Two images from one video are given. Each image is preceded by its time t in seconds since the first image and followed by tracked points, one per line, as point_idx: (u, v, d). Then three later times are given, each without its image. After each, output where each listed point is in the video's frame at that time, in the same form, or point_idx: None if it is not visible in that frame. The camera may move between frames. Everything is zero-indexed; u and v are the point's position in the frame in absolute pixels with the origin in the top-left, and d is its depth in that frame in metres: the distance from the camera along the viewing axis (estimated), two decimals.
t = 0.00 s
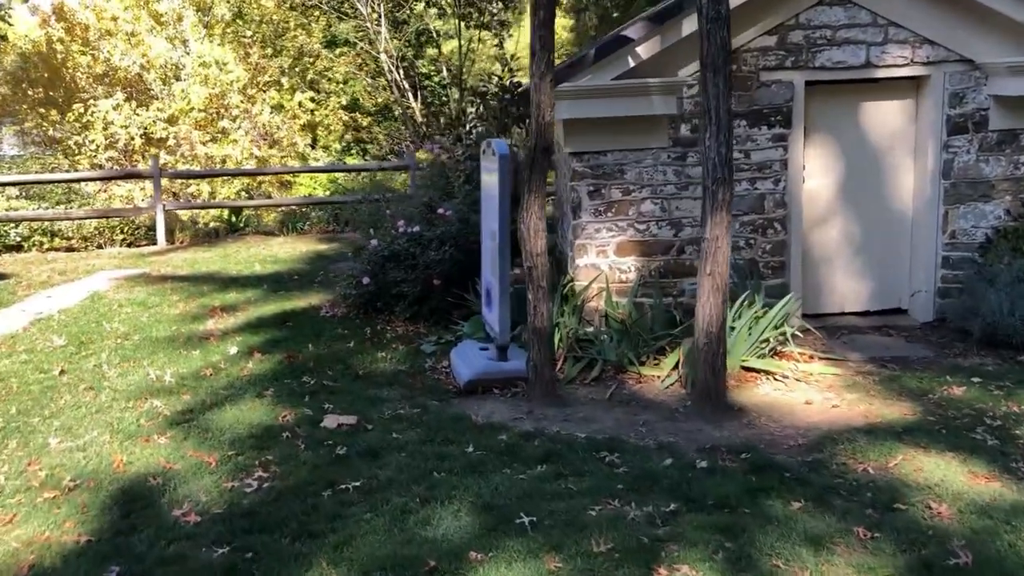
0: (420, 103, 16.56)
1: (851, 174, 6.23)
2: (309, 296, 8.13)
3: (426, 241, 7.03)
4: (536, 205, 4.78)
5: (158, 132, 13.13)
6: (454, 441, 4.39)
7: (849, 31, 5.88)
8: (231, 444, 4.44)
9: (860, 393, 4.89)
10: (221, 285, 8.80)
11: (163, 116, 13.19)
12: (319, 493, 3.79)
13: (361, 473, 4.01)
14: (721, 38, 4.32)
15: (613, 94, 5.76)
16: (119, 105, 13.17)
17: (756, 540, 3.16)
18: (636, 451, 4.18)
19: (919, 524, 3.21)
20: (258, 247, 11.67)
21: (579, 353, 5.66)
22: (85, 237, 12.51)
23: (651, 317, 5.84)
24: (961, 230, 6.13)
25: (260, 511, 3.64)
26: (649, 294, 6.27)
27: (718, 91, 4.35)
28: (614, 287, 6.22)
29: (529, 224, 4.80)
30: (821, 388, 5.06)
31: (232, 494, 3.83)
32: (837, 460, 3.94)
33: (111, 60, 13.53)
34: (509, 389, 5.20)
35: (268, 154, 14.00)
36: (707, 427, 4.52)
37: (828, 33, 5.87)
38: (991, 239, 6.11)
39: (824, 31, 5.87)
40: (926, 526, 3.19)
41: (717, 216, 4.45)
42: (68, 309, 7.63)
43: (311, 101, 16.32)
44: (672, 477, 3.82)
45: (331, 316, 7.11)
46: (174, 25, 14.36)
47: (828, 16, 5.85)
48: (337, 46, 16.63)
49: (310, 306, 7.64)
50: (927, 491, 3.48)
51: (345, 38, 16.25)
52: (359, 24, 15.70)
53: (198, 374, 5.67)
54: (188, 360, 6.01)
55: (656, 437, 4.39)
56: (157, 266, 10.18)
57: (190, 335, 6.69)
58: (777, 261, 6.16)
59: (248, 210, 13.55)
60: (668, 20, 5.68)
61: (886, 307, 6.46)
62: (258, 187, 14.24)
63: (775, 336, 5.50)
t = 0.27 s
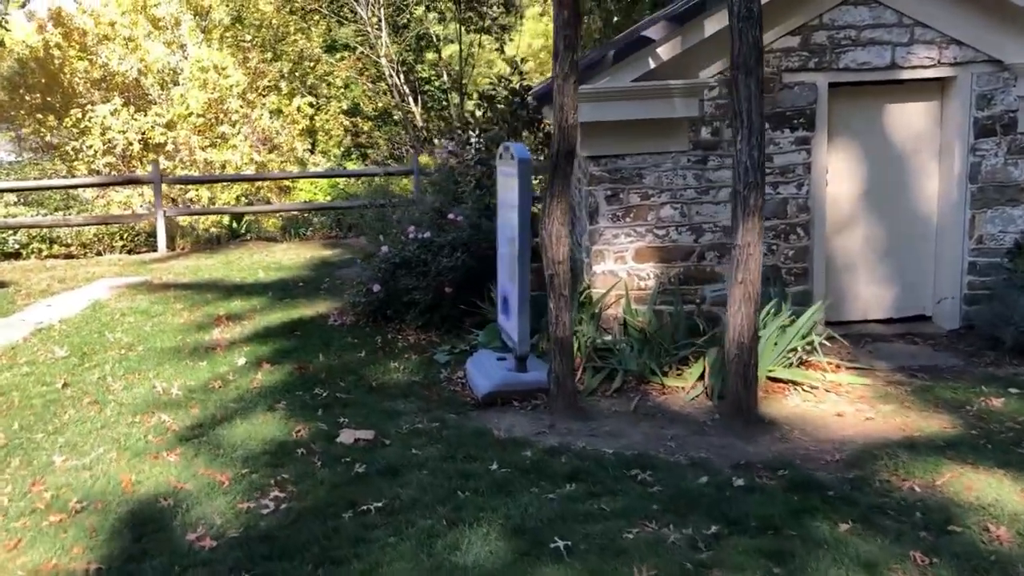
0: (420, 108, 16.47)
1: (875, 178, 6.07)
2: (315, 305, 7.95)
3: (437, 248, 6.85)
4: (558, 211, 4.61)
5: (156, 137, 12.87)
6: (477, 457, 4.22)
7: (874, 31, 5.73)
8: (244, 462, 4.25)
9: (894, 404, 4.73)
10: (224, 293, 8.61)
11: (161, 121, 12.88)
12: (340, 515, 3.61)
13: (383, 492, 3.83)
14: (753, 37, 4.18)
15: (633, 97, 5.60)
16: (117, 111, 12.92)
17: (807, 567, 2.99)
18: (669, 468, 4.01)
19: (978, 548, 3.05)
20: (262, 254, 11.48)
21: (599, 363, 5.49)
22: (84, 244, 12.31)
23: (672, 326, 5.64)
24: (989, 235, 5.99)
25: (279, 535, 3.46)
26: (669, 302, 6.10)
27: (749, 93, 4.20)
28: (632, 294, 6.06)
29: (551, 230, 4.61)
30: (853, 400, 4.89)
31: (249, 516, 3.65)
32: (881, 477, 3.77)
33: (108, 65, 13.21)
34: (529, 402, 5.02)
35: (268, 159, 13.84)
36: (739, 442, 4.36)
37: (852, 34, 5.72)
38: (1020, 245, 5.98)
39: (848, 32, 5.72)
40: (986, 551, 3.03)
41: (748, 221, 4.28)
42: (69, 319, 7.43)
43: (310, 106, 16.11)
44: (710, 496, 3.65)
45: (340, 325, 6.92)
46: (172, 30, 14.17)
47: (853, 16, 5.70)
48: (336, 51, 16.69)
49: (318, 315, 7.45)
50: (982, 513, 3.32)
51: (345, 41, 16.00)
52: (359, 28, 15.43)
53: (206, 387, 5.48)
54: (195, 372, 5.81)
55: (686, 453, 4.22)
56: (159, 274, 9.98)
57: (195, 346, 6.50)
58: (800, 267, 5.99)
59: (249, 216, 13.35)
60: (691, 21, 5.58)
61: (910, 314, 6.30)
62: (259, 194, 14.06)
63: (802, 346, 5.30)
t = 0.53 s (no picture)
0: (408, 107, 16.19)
1: (891, 181, 5.91)
2: (310, 311, 7.72)
3: (438, 253, 6.64)
4: (573, 218, 4.40)
5: (140, 137, 12.44)
6: (490, 476, 4.01)
7: (891, 31, 5.56)
8: (244, 483, 4.03)
9: (921, 417, 4.56)
10: (215, 298, 8.36)
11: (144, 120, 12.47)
12: (350, 542, 3.39)
13: (394, 516, 3.61)
14: (779, 35, 3.98)
15: (645, 98, 5.41)
16: (100, 110, 12.63)
17: None
18: (693, 488, 3.82)
19: None
20: (251, 257, 11.22)
21: (611, 373, 5.30)
22: (68, 246, 12.01)
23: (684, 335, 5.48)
24: (1008, 240, 5.84)
25: (285, 565, 3.24)
26: (679, 310, 5.91)
27: (775, 94, 4.01)
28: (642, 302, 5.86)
29: (565, 237, 4.41)
30: (876, 413, 4.71)
31: (252, 544, 3.42)
32: (919, 497, 3.59)
33: (91, 64, 13.02)
34: (540, 416, 4.83)
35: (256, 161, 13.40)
36: (764, 459, 4.17)
37: (869, 33, 5.55)
38: None
39: (864, 31, 5.55)
40: None
41: (773, 228, 4.10)
42: (55, 326, 7.17)
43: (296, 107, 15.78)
44: (741, 519, 3.46)
45: (337, 333, 6.70)
46: (156, 28, 13.91)
47: (870, 15, 5.53)
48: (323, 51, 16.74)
49: (313, 322, 7.23)
50: None
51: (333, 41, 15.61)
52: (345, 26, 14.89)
53: (201, 400, 5.24)
54: (188, 384, 5.58)
55: (709, 471, 4.03)
56: (146, 278, 9.72)
57: (187, 355, 6.26)
58: (815, 274, 5.82)
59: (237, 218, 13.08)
60: (705, 20, 5.37)
61: (925, 321, 6.15)
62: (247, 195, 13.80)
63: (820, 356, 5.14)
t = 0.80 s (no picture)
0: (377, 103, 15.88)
1: (886, 175, 5.80)
2: (286, 313, 7.46)
3: (421, 252, 6.42)
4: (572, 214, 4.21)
5: (102, 135, 12.07)
6: (492, 487, 3.82)
7: (887, 21, 5.45)
8: (230, 498, 3.79)
9: (929, 417, 4.44)
10: (186, 300, 8.06)
11: (106, 118, 12.08)
12: (349, 563, 3.18)
13: (393, 532, 3.40)
14: (788, 23, 3.83)
15: (639, 91, 5.24)
16: (59, 107, 12.14)
17: None
18: (705, 496, 3.66)
19: None
20: (221, 258, 10.90)
21: (605, 375, 5.12)
22: (28, 247, 11.63)
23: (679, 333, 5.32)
24: (1003, 235, 5.76)
25: None
26: (673, 308, 5.76)
27: (784, 84, 3.86)
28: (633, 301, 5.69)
29: (564, 235, 4.22)
30: (882, 413, 4.59)
31: (243, 566, 3.20)
32: (941, 503, 3.46)
33: (49, 59, 12.35)
34: (537, 421, 4.64)
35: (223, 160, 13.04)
36: (774, 463, 4.02)
37: (865, 24, 5.43)
38: None
39: (860, 22, 5.42)
40: None
41: (782, 224, 3.95)
42: (18, 331, 6.85)
43: (262, 103, 15.38)
44: (761, 530, 3.30)
45: (317, 336, 6.46)
46: (117, 23, 13.48)
47: (866, 5, 5.40)
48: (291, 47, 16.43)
49: (291, 324, 6.97)
50: None
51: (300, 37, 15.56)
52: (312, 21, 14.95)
53: (178, 409, 4.99)
54: (163, 391, 5.31)
55: (719, 477, 3.87)
56: (112, 280, 9.37)
57: (161, 360, 5.98)
58: (810, 271, 5.69)
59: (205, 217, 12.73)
60: (701, 10, 5.23)
61: (920, 317, 6.05)
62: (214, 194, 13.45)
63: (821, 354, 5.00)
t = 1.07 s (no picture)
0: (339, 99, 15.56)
1: (871, 171, 5.74)
2: (256, 317, 7.20)
3: (399, 253, 6.23)
4: (564, 215, 4.07)
5: (55, 133, 11.57)
6: (488, 501, 3.67)
7: (873, 16, 5.38)
8: (213, 519, 3.58)
9: (926, 419, 4.38)
10: (150, 305, 7.75)
11: (59, 116, 11.55)
12: None
13: (390, 554, 3.23)
14: (788, 18, 3.72)
15: (625, 86, 5.12)
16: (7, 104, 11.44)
17: None
18: (711, 506, 3.54)
19: None
20: (184, 260, 10.54)
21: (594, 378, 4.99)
22: None
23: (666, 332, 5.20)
24: (987, 231, 5.74)
25: None
26: (659, 309, 5.64)
27: (784, 81, 3.75)
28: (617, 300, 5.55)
29: (557, 236, 4.08)
30: (878, 414, 4.53)
31: None
32: (951, 510, 3.38)
33: None
34: (528, 429, 4.49)
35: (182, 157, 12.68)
36: (776, 470, 3.92)
37: (851, 18, 5.36)
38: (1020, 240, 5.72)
39: (847, 16, 5.35)
40: None
41: (782, 224, 3.84)
42: None
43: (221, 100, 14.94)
44: (773, 542, 3.19)
45: (291, 341, 6.24)
46: (68, 19, 12.40)
47: None
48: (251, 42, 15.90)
49: (262, 329, 6.73)
50: None
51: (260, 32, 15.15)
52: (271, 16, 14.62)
53: (150, 422, 4.75)
54: (133, 403, 5.06)
55: (722, 486, 3.77)
56: (70, 284, 9.00)
57: (128, 369, 5.71)
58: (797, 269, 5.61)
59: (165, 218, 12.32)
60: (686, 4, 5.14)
61: (904, 314, 6.01)
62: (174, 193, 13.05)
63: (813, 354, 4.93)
